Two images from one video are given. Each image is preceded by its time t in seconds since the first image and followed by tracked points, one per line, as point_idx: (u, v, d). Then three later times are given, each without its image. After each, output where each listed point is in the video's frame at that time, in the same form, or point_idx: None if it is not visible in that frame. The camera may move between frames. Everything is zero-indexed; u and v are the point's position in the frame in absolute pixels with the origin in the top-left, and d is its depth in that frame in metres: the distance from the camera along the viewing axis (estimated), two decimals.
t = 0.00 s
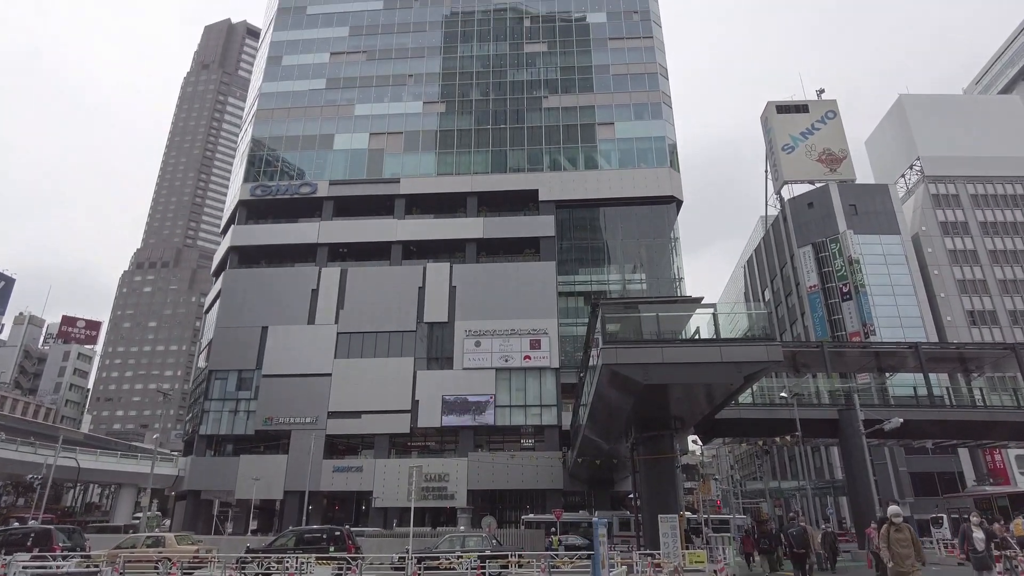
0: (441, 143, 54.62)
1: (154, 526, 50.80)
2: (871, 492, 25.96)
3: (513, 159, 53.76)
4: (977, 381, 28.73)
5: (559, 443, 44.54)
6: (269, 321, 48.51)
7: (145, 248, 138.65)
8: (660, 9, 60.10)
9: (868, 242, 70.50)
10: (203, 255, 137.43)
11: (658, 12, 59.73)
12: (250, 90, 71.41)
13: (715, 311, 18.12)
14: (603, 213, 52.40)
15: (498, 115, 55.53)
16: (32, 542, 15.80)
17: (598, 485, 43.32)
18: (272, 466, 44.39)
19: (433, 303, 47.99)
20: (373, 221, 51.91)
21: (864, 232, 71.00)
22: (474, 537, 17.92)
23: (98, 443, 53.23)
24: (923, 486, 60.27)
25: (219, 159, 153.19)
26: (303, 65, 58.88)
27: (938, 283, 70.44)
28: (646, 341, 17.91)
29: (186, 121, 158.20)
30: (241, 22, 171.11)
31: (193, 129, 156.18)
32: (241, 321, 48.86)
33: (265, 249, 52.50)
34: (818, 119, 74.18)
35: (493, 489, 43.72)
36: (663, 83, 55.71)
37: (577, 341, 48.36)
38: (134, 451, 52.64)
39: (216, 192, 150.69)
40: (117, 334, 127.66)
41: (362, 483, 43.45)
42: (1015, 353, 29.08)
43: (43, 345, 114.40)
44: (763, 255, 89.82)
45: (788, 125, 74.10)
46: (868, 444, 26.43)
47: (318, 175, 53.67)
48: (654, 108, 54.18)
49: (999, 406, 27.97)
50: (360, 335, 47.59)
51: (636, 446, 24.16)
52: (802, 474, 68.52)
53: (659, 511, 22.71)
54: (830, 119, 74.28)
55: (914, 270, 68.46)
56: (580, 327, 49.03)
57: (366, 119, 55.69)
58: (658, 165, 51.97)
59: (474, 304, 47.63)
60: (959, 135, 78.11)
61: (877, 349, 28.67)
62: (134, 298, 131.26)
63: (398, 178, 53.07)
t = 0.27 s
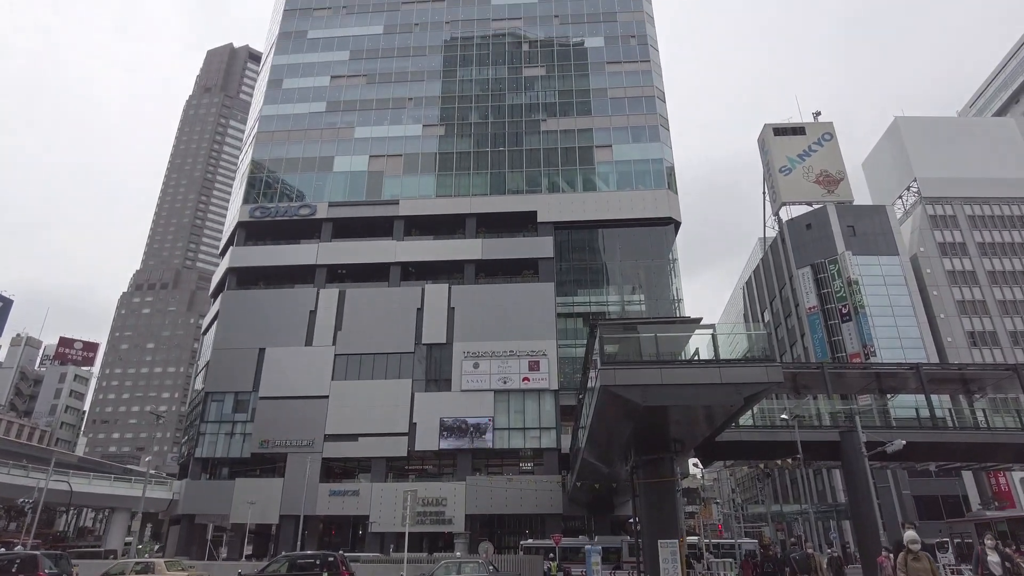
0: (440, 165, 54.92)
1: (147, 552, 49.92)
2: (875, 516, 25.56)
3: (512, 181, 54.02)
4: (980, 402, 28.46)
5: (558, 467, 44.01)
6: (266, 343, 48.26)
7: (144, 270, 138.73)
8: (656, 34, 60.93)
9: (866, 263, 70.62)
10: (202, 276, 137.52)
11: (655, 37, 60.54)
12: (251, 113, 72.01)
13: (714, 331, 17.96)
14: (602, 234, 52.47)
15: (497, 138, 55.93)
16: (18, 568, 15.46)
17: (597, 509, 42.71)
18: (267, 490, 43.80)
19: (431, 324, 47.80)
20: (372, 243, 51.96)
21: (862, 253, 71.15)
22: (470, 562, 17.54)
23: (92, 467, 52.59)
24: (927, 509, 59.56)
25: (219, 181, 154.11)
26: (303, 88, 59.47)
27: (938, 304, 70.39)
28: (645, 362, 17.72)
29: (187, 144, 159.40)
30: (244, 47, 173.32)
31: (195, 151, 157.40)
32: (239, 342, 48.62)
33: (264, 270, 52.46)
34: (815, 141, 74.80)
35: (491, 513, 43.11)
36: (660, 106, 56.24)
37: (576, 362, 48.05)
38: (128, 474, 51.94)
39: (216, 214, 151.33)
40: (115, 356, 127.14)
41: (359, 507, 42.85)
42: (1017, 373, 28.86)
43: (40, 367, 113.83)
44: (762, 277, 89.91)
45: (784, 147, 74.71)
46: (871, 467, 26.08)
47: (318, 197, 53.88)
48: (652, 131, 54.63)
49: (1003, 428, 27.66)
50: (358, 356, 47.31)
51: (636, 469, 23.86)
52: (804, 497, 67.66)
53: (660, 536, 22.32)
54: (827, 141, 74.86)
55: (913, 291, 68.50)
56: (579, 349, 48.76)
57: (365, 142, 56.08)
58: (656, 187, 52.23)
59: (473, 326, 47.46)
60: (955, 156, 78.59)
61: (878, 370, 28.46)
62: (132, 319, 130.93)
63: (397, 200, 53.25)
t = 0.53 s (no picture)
0: (439, 188, 55.17)
1: None
2: (879, 541, 25.13)
3: (510, 204, 54.20)
4: (982, 425, 28.22)
5: (558, 491, 43.44)
6: (263, 366, 47.92)
7: (143, 292, 138.56)
8: (653, 59, 61.76)
9: (865, 285, 70.70)
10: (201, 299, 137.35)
11: (651, 62, 61.36)
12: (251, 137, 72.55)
13: (714, 353, 17.80)
14: (601, 256, 52.50)
15: (496, 161, 56.30)
16: None
17: (598, 535, 42.03)
18: (262, 515, 43.16)
19: (430, 347, 47.57)
20: (370, 265, 51.96)
21: (861, 275, 71.23)
22: None
23: (85, 492, 51.84)
24: (933, 533, 58.38)
25: (219, 204, 154.86)
26: (304, 112, 60.02)
27: (937, 325, 70.30)
28: (644, 384, 17.51)
29: (188, 167, 160.45)
30: (246, 72, 175.51)
31: (195, 175, 158.46)
32: (236, 365, 48.28)
33: (262, 293, 52.36)
34: (811, 164, 75.38)
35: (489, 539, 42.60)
36: (658, 130, 56.76)
37: (575, 385, 47.72)
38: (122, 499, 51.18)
39: (215, 236, 151.79)
40: (112, 378, 126.35)
41: (355, 533, 42.20)
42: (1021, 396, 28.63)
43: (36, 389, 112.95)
44: (761, 299, 89.85)
45: (781, 171, 75.31)
46: (873, 491, 25.74)
47: (317, 219, 54.02)
48: (649, 154, 55.07)
49: (1006, 451, 27.38)
50: (355, 379, 46.96)
51: (636, 493, 23.53)
52: (807, 522, 66.66)
53: (661, 562, 21.94)
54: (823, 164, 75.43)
55: (912, 313, 68.47)
56: (578, 371, 48.44)
57: (365, 165, 56.43)
58: (654, 210, 52.47)
59: (471, 348, 47.22)
60: (950, 178, 79.13)
61: (879, 392, 28.26)
62: (130, 342, 130.42)
63: (396, 223, 53.37)
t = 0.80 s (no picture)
0: (438, 204, 55.31)
1: None
2: (883, 560, 24.80)
3: (510, 220, 54.29)
4: (985, 442, 27.97)
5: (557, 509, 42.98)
6: (261, 382, 47.64)
7: (142, 308, 138.36)
8: (651, 77, 62.28)
9: (865, 301, 70.62)
10: (200, 315, 137.18)
11: (650, 80, 61.87)
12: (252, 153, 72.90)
13: (713, 369, 17.67)
14: (600, 272, 52.47)
15: (495, 178, 56.54)
16: None
17: (597, 553, 41.49)
18: (258, 533, 42.68)
19: (428, 363, 47.35)
20: (369, 281, 51.91)
21: (861, 291, 71.19)
22: None
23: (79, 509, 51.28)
24: (936, 552, 58.25)
25: (219, 220, 155.30)
26: (304, 129, 60.36)
27: (938, 341, 70.14)
28: (644, 400, 17.36)
29: (189, 183, 161.09)
30: (247, 90, 176.89)
31: (196, 191, 159.14)
32: (233, 381, 48.02)
33: (261, 308, 52.23)
34: (810, 181, 75.70)
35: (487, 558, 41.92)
36: (656, 147, 57.07)
37: (575, 402, 47.42)
38: (116, 516, 50.58)
39: (215, 252, 152.02)
40: (109, 394, 125.73)
41: (352, 551, 41.71)
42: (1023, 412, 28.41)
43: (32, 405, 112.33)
44: (760, 315, 89.69)
45: (779, 188, 75.69)
46: (875, 509, 25.42)
47: (317, 235, 54.07)
48: (648, 171, 55.34)
49: (1010, 467, 27.12)
50: (353, 395, 46.67)
51: (635, 511, 23.24)
52: (809, 540, 65.96)
53: None
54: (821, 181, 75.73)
55: (912, 329, 68.35)
56: (577, 388, 48.14)
57: (364, 182, 56.63)
58: (653, 226, 52.59)
59: (470, 364, 46.99)
60: (948, 195, 79.40)
61: (880, 408, 28.04)
62: (128, 358, 130.02)
63: (396, 238, 53.43)
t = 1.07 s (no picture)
0: (438, 221, 55.40)
1: None
2: None
3: (509, 237, 54.33)
4: (989, 460, 27.71)
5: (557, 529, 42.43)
6: (258, 399, 47.33)
7: (140, 325, 138.09)
8: (650, 96, 62.76)
9: (865, 318, 70.53)
10: (199, 332, 136.93)
11: (648, 99, 62.34)
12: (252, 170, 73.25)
13: (714, 386, 17.52)
14: (599, 289, 52.41)
15: (495, 195, 56.69)
16: None
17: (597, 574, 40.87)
18: (254, 552, 42.11)
19: (427, 380, 47.09)
20: (368, 297, 51.80)
21: (861, 309, 71.08)
22: None
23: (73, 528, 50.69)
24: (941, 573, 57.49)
25: (220, 237, 155.67)
26: (304, 146, 60.68)
27: (938, 359, 69.94)
28: (644, 418, 17.17)
29: (190, 200, 161.67)
30: (249, 107, 178.23)
31: (196, 208, 159.68)
32: (231, 398, 47.71)
33: (259, 325, 52.05)
34: (809, 198, 75.98)
35: None
36: (655, 165, 57.35)
37: (574, 420, 47.06)
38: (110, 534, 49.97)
39: (215, 269, 152.09)
40: (106, 411, 125.06)
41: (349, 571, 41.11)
42: None
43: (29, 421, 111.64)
44: (760, 332, 89.49)
45: (779, 205, 75.92)
46: (878, 529, 25.08)
47: (316, 252, 54.06)
48: (647, 188, 55.56)
49: (1015, 486, 26.83)
50: (350, 413, 46.32)
51: (636, 530, 22.93)
52: (811, 561, 65.14)
53: None
54: (820, 199, 75.98)
55: (913, 346, 68.19)
56: (576, 406, 47.81)
57: (364, 199, 56.80)
58: (652, 243, 52.64)
59: (469, 382, 46.70)
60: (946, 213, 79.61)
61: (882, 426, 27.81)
62: (126, 374, 129.49)
63: (395, 255, 53.44)
